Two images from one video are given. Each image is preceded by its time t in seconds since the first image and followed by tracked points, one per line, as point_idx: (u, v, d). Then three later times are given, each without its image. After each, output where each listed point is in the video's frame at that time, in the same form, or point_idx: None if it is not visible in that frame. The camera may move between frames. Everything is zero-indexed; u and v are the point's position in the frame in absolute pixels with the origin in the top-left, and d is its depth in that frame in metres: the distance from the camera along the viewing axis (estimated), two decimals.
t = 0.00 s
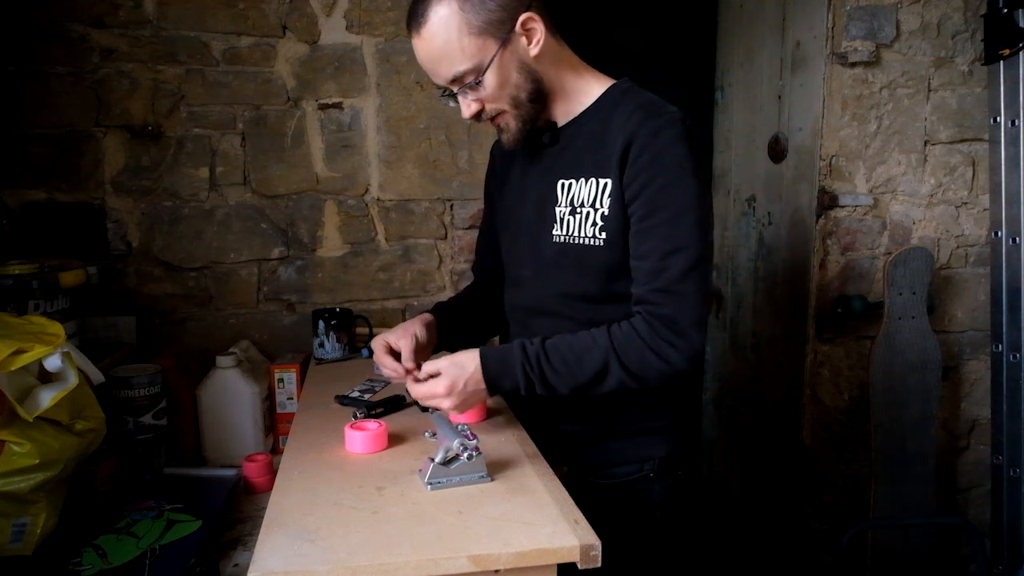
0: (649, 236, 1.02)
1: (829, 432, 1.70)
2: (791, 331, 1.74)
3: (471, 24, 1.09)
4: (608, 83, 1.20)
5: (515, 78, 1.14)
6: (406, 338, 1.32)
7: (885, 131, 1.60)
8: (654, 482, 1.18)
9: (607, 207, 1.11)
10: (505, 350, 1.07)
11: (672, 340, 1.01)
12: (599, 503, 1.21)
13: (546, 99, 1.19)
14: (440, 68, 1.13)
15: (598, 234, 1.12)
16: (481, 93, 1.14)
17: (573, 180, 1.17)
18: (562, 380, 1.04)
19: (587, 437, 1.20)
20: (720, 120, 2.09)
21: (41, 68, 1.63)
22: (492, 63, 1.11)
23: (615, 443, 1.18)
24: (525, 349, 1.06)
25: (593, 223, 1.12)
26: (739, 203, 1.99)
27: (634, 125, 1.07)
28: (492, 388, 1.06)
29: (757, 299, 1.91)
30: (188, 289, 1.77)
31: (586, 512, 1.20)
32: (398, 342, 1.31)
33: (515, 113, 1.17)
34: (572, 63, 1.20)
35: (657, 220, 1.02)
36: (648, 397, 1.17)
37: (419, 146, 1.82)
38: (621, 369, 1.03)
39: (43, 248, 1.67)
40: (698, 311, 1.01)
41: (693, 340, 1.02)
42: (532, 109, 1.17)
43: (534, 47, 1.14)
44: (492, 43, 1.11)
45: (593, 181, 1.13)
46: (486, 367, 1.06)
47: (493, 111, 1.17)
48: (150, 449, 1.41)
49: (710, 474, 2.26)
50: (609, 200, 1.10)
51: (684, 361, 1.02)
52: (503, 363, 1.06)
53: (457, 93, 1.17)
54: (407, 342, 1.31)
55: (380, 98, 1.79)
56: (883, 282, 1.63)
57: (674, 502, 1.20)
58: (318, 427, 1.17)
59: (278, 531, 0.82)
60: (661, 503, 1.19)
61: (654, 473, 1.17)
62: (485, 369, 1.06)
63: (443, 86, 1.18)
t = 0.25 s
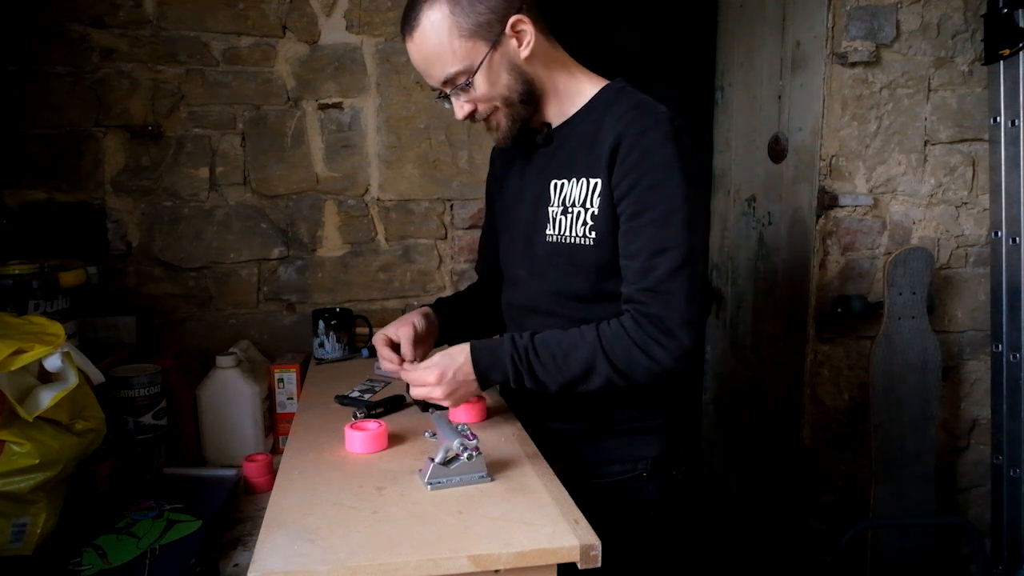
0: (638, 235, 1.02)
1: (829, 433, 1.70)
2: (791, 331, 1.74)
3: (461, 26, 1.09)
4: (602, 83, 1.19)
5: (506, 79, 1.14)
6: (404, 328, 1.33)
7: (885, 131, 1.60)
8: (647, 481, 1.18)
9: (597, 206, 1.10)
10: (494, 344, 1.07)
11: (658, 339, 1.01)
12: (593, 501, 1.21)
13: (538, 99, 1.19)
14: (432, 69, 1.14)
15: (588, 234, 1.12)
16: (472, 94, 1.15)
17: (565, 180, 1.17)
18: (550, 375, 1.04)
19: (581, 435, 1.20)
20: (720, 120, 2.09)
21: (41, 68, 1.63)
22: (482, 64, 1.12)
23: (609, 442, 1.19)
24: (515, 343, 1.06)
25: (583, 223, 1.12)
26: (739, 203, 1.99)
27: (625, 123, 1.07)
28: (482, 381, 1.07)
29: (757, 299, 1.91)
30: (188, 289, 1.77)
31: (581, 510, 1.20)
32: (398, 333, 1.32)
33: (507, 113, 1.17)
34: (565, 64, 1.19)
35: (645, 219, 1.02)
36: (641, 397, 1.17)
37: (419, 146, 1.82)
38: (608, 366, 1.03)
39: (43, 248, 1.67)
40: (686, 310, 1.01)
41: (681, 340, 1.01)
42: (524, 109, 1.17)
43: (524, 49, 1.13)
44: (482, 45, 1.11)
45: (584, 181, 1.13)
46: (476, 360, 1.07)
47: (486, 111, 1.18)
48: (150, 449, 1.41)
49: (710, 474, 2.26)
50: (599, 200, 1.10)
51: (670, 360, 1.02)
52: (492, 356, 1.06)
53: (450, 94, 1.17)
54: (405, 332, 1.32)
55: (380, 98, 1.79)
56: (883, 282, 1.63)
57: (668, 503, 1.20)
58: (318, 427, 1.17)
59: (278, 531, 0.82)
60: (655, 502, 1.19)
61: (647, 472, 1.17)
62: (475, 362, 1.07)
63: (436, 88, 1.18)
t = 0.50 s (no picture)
0: (634, 232, 1.02)
1: (829, 432, 1.70)
2: (791, 331, 1.74)
3: (456, 26, 1.09)
4: (597, 84, 1.20)
5: (501, 77, 1.14)
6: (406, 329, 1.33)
7: (885, 131, 1.60)
8: (646, 480, 1.18)
9: (594, 204, 1.11)
10: (495, 336, 1.08)
11: (656, 333, 1.01)
12: (593, 501, 1.21)
13: (534, 98, 1.19)
14: (429, 67, 1.14)
15: (586, 231, 1.12)
16: (468, 93, 1.15)
17: (562, 179, 1.17)
18: (549, 368, 1.05)
19: (580, 434, 1.20)
20: (720, 120, 2.09)
21: (41, 68, 1.63)
22: (477, 64, 1.12)
23: (608, 441, 1.19)
24: (516, 336, 1.06)
25: (581, 221, 1.12)
26: (739, 203, 1.99)
27: (620, 122, 1.08)
28: (484, 372, 1.08)
29: (757, 299, 1.91)
30: (188, 289, 1.77)
31: (580, 510, 1.21)
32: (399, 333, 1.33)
33: (502, 111, 1.17)
34: (561, 65, 1.20)
35: (641, 216, 1.02)
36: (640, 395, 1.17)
37: (419, 145, 1.82)
38: (606, 360, 1.03)
39: (43, 248, 1.67)
40: (683, 305, 1.01)
41: (680, 334, 1.01)
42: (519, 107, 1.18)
43: (519, 48, 1.14)
44: (478, 44, 1.11)
45: (581, 180, 1.13)
46: (478, 351, 1.07)
47: (481, 109, 1.17)
48: (150, 449, 1.41)
49: (710, 474, 2.26)
50: (596, 198, 1.10)
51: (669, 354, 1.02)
52: (494, 348, 1.07)
53: (446, 92, 1.17)
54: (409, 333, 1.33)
55: (380, 98, 1.79)
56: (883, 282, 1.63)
57: (668, 501, 1.20)
58: (318, 427, 1.17)
59: (278, 531, 0.82)
60: (654, 501, 1.19)
61: (646, 471, 1.17)
62: (476, 353, 1.07)
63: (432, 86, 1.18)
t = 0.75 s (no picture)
0: (637, 228, 1.02)
1: (829, 433, 1.70)
2: (791, 331, 1.74)
3: None
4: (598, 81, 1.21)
5: (520, 50, 1.13)
6: (420, 333, 1.33)
7: (885, 131, 1.60)
8: (648, 479, 1.18)
9: (596, 201, 1.11)
10: (501, 327, 1.07)
11: (661, 326, 1.01)
12: (594, 500, 1.21)
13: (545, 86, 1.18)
14: (446, 37, 1.11)
15: (587, 228, 1.12)
16: (487, 64, 1.12)
17: (563, 177, 1.17)
18: (555, 359, 1.04)
19: (582, 433, 1.20)
20: (720, 120, 2.09)
21: (41, 68, 1.63)
22: (498, 31, 1.11)
23: (609, 440, 1.19)
24: (521, 326, 1.06)
25: (582, 218, 1.12)
26: (739, 203, 1.99)
27: (620, 122, 1.08)
28: (489, 363, 1.07)
29: (757, 299, 1.91)
30: (188, 289, 1.77)
31: (581, 510, 1.21)
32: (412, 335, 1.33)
33: (520, 86, 1.14)
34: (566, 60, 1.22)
35: (643, 211, 1.02)
36: (641, 394, 1.17)
37: (419, 146, 1.82)
38: (611, 352, 1.02)
39: (43, 248, 1.67)
40: (685, 301, 1.01)
41: (683, 329, 1.02)
42: (537, 84, 1.15)
43: (534, 28, 1.16)
44: (498, 14, 1.11)
45: (582, 177, 1.13)
46: (484, 341, 1.06)
47: (499, 83, 1.14)
48: (150, 449, 1.41)
49: (710, 474, 2.26)
50: (597, 194, 1.10)
51: (673, 348, 1.02)
52: (499, 339, 1.06)
53: (461, 68, 1.14)
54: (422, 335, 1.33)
55: (380, 98, 1.79)
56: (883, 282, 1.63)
57: (669, 500, 1.20)
58: (318, 427, 1.17)
59: (278, 531, 0.82)
60: (656, 500, 1.19)
61: (648, 470, 1.17)
62: (482, 343, 1.06)
63: (445, 64, 1.15)
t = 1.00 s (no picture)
0: (640, 228, 1.02)
1: (829, 433, 1.70)
2: (791, 331, 1.74)
3: None
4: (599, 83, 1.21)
5: (518, 56, 1.14)
6: (418, 330, 1.34)
7: (885, 131, 1.60)
8: (650, 479, 1.18)
9: (600, 200, 1.10)
10: (504, 326, 1.07)
11: (664, 326, 1.01)
12: (596, 500, 1.21)
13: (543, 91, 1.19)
14: (444, 41, 1.12)
15: (591, 227, 1.12)
16: (484, 69, 1.12)
17: (567, 176, 1.17)
18: (558, 358, 1.04)
19: (583, 434, 1.20)
20: (720, 120, 2.09)
21: (41, 68, 1.63)
22: (497, 37, 1.11)
23: (610, 440, 1.19)
24: (524, 324, 1.06)
25: (586, 217, 1.12)
26: (739, 203, 1.99)
27: (620, 122, 1.08)
28: (492, 363, 1.06)
29: (757, 299, 1.91)
30: (188, 289, 1.77)
31: (583, 510, 1.21)
32: (411, 334, 1.34)
33: (516, 93, 1.15)
34: (567, 63, 1.22)
35: (647, 211, 1.02)
36: (643, 394, 1.17)
37: (419, 145, 1.82)
38: (614, 352, 1.02)
39: (43, 248, 1.67)
40: (688, 301, 1.01)
41: (686, 329, 1.02)
42: (533, 91, 1.16)
43: (535, 33, 1.16)
44: (497, 18, 1.11)
45: (586, 176, 1.13)
46: (486, 340, 1.06)
47: (494, 88, 1.15)
48: (150, 449, 1.41)
49: (710, 474, 2.26)
50: (602, 194, 1.10)
51: (676, 348, 1.02)
52: (502, 338, 1.06)
53: (458, 72, 1.14)
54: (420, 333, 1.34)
55: (380, 98, 1.79)
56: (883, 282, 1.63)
57: (672, 500, 1.20)
58: (318, 427, 1.17)
59: (278, 531, 0.82)
60: (658, 500, 1.19)
61: (650, 470, 1.17)
62: (485, 342, 1.06)
63: (443, 66, 1.15)
